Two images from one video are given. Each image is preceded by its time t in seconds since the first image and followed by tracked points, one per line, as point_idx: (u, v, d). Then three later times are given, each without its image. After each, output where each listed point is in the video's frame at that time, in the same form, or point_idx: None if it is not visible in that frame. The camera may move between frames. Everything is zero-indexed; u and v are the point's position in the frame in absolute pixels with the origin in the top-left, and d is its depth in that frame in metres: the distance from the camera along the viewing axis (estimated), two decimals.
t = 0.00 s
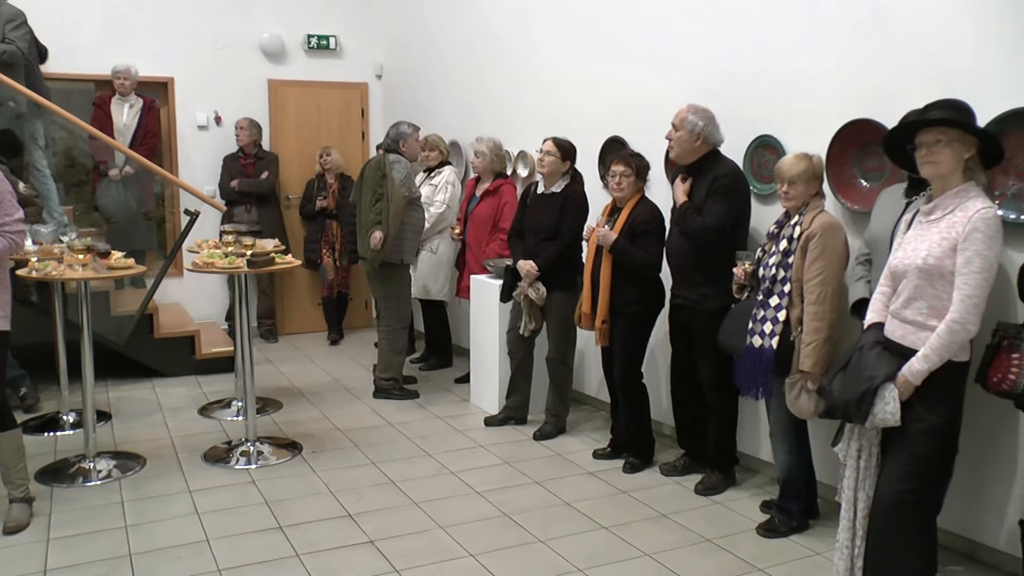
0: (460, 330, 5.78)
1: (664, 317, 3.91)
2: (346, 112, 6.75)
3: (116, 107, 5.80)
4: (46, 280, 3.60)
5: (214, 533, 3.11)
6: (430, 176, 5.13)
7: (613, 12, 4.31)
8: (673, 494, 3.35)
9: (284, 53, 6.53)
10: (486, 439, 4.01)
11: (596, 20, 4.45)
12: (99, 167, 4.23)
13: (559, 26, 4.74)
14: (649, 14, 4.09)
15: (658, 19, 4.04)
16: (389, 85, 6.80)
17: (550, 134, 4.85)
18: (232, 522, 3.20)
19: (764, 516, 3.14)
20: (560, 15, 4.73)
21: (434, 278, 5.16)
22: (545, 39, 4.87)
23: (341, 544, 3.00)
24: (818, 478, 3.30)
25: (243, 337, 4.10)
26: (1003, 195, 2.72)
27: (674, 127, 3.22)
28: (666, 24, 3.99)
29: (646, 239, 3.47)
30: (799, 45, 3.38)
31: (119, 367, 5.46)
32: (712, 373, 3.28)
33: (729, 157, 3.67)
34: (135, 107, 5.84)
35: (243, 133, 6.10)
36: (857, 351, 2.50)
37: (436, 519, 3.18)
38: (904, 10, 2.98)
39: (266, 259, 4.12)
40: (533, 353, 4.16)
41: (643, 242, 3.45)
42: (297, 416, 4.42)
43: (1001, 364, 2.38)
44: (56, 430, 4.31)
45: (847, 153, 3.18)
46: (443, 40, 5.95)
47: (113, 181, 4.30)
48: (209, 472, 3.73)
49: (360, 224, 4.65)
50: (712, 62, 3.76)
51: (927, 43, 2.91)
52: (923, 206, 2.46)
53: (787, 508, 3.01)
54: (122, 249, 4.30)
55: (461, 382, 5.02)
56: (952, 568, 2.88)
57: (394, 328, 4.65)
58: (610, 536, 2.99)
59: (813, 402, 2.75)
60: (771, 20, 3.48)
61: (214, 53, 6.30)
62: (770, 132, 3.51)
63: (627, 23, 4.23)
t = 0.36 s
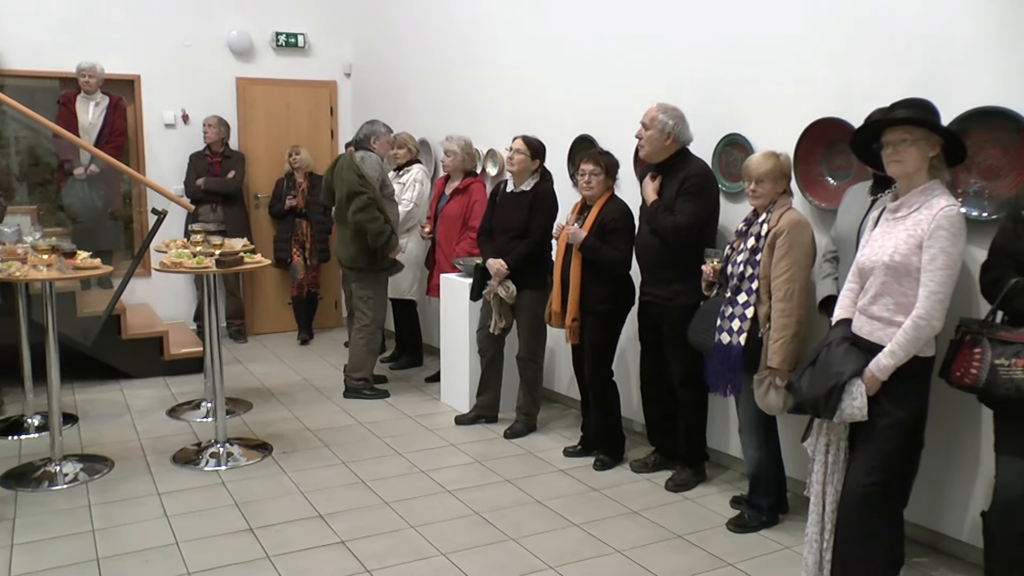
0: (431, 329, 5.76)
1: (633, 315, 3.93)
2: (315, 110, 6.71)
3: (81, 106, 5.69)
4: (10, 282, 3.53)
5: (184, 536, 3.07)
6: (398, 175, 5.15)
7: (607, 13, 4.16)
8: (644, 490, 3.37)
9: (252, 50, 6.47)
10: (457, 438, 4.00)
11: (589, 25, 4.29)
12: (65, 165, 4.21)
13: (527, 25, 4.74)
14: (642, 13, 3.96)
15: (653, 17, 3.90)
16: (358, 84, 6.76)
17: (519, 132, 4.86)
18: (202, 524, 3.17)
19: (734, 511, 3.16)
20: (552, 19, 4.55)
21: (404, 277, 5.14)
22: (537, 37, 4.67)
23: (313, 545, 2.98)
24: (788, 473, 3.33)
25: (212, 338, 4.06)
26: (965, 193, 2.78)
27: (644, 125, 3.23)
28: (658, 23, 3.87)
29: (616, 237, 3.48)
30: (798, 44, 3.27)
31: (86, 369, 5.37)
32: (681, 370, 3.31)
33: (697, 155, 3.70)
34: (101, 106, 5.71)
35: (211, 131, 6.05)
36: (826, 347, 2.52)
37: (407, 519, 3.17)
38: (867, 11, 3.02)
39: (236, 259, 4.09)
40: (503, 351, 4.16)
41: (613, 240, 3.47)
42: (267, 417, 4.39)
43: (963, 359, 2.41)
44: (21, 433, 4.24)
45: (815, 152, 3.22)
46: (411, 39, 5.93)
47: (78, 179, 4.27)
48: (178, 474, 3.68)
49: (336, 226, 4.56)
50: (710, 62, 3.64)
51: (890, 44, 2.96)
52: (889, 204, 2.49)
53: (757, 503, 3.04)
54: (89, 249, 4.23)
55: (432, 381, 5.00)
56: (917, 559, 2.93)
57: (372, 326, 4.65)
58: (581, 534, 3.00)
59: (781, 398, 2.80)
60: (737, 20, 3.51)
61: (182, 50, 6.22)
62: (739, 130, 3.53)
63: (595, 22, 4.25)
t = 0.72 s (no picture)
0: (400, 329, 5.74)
1: (600, 314, 3.95)
2: (282, 109, 6.66)
3: (42, 104, 5.60)
4: None
5: (150, 540, 3.03)
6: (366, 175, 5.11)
7: (616, 11, 3.93)
8: (613, 488, 3.38)
9: (218, 49, 6.40)
10: (426, 438, 3.99)
11: (599, 36, 4.05)
12: (26, 164, 4.14)
13: (492, 25, 4.75)
14: (649, 13, 3.76)
15: (665, 17, 3.70)
16: (324, 82, 6.72)
17: (485, 131, 4.85)
18: (169, 528, 3.13)
19: (702, 508, 3.19)
20: (551, 23, 4.32)
21: (372, 277, 5.12)
22: (539, 38, 4.42)
23: (281, 547, 2.95)
24: (755, 469, 3.36)
25: (178, 339, 4.01)
26: (927, 190, 2.83)
27: (610, 125, 3.25)
28: (674, 24, 3.66)
29: (582, 236, 3.50)
30: (803, 45, 3.17)
31: (49, 372, 5.28)
32: (648, 367, 3.33)
33: (663, 154, 3.72)
34: (63, 104, 5.64)
35: (174, 130, 5.97)
36: (792, 343, 2.55)
37: (376, 519, 3.16)
38: (828, 12, 3.07)
39: (202, 259, 4.05)
40: (471, 351, 4.16)
41: (579, 239, 3.48)
42: (234, 418, 4.34)
43: (924, 354, 2.45)
44: None
45: (780, 151, 3.26)
46: (377, 37, 5.91)
47: (40, 179, 4.17)
48: (144, 477, 3.63)
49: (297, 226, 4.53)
50: (727, 66, 3.46)
51: (851, 44, 3.01)
52: (854, 201, 2.52)
53: (725, 499, 3.05)
54: (50, 249, 4.16)
55: (400, 381, 4.99)
56: (882, 552, 2.97)
57: (338, 327, 4.63)
58: (550, 532, 3.00)
59: (747, 394, 2.82)
60: (700, 20, 3.54)
61: (146, 48, 6.14)
62: (705, 129, 3.56)
63: (559, 22, 4.26)
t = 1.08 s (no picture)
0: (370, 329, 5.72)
1: (570, 314, 3.97)
2: (250, 108, 6.60)
3: (4, 102, 5.50)
4: None
5: (118, 545, 2.99)
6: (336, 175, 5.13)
7: (612, 10, 3.80)
8: (583, 486, 3.40)
9: (184, 47, 6.33)
10: (396, 438, 3.98)
11: (591, 36, 3.93)
12: None
13: (459, 25, 4.75)
14: (647, 12, 3.64)
15: (655, 16, 3.61)
16: (292, 82, 6.68)
17: (455, 131, 4.85)
18: (137, 533, 3.09)
19: (672, 505, 3.21)
20: (549, 22, 4.15)
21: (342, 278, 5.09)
22: (532, 38, 4.27)
23: (252, 550, 2.93)
24: (724, 466, 3.39)
25: (146, 341, 3.96)
26: (893, 190, 2.87)
27: (576, 125, 3.27)
28: (660, 24, 3.59)
29: (552, 236, 3.50)
30: (804, 46, 3.08)
31: (14, 376, 5.18)
32: (618, 366, 3.35)
33: (631, 154, 3.74)
34: (26, 103, 5.55)
35: (140, 129, 5.87)
36: (760, 341, 2.57)
37: (347, 520, 3.14)
38: (792, 13, 3.11)
39: (169, 260, 4.00)
40: (441, 351, 4.16)
41: (548, 239, 3.49)
42: (203, 421, 4.30)
43: (890, 352, 2.49)
44: None
45: (748, 151, 3.28)
46: (344, 36, 5.88)
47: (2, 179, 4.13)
48: (112, 482, 3.59)
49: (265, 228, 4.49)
50: (715, 66, 3.39)
51: (815, 45, 3.05)
52: (820, 200, 2.55)
53: (694, 497, 3.09)
54: (12, 250, 4.08)
55: (369, 381, 4.96)
56: (849, 547, 3.02)
57: (304, 328, 4.58)
58: (521, 531, 3.01)
59: (715, 392, 2.83)
60: (665, 21, 3.57)
61: (111, 46, 6.05)
62: (672, 129, 3.58)
63: (527, 22, 4.28)
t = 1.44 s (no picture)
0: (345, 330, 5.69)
1: (544, 314, 3.97)
2: (223, 109, 6.55)
3: None
4: None
5: (90, 551, 2.95)
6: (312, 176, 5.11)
7: (611, 10, 3.70)
8: (559, 486, 3.40)
9: (156, 47, 6.26)
10: (372, 440, 3.96)
11: (590, 35, 3.82)
12: None
13: (432, 25, 4.75)
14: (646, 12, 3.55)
15: (654, 16, 3.52)
16: (266, 81, 6.64)
17: (429, 131, 4.84)
18: (110, 538, 3.05)
19: (648, 504, 3.23)
20: (532, 22, 4.11)
21: (318, 280, 5.05)
22: (524, 39, 4.17)
23: (227, 554, 2.90)
24: (700, 465, 3.41)
25: (119, 343, 3.91)
26: (864, 190, 2.90)
27: (550, 125, 3.28)
28: (658, 23, 3.50)
29: (525, 238, 3.51)
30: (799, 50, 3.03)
31: None
32: (594, 365, 3.36)
33: (604, 155, 3.75)
34: None
35: (112, 130, 5.83)
36: (735, 340, 2.58)
37: (323, 523, 3.13)
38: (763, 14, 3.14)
39: (142, 261, 3.95)
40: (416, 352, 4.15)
41: (521, 240, 3.50)
42: (177, 424, 4.25)
43: (863, 350, 2.51)
44: None
45: (722, 151, 3.30)
46: (317, 35, 5.86)
47: None
48: (84, 486, 3.54)
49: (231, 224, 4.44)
50: (714, 66, 3.31)
51: (785, 46, 3.08)
52: (794, 200, 2.56)
53: (670, 495, 3.11)
54: None
55: (345, 383, 4.94)
56: (823, 543, 3.04)
57: (279, 330, 4.56)
58: (497, 532, 3.01)
59: (689, 391, 2.84)
60: (637, 22, 3.59)
61: (82, 45, 5.97)
62: (646, 129, 3.60)
63: (500, 22, 4.29)
